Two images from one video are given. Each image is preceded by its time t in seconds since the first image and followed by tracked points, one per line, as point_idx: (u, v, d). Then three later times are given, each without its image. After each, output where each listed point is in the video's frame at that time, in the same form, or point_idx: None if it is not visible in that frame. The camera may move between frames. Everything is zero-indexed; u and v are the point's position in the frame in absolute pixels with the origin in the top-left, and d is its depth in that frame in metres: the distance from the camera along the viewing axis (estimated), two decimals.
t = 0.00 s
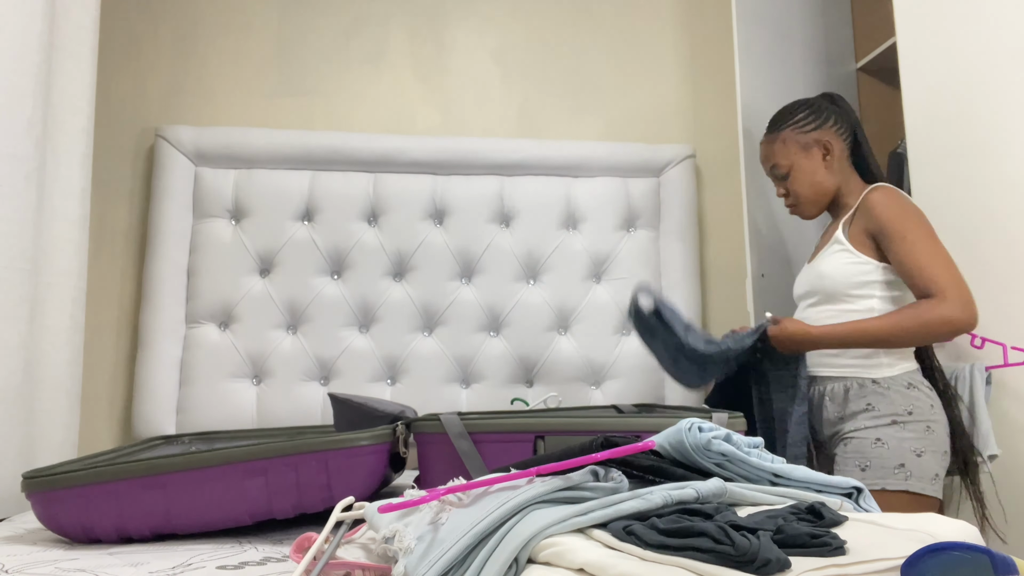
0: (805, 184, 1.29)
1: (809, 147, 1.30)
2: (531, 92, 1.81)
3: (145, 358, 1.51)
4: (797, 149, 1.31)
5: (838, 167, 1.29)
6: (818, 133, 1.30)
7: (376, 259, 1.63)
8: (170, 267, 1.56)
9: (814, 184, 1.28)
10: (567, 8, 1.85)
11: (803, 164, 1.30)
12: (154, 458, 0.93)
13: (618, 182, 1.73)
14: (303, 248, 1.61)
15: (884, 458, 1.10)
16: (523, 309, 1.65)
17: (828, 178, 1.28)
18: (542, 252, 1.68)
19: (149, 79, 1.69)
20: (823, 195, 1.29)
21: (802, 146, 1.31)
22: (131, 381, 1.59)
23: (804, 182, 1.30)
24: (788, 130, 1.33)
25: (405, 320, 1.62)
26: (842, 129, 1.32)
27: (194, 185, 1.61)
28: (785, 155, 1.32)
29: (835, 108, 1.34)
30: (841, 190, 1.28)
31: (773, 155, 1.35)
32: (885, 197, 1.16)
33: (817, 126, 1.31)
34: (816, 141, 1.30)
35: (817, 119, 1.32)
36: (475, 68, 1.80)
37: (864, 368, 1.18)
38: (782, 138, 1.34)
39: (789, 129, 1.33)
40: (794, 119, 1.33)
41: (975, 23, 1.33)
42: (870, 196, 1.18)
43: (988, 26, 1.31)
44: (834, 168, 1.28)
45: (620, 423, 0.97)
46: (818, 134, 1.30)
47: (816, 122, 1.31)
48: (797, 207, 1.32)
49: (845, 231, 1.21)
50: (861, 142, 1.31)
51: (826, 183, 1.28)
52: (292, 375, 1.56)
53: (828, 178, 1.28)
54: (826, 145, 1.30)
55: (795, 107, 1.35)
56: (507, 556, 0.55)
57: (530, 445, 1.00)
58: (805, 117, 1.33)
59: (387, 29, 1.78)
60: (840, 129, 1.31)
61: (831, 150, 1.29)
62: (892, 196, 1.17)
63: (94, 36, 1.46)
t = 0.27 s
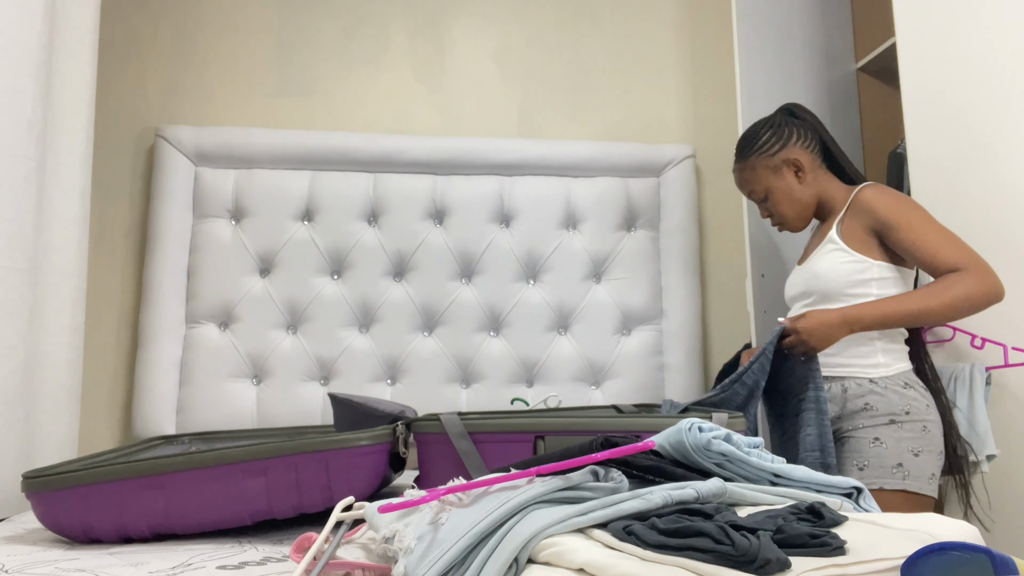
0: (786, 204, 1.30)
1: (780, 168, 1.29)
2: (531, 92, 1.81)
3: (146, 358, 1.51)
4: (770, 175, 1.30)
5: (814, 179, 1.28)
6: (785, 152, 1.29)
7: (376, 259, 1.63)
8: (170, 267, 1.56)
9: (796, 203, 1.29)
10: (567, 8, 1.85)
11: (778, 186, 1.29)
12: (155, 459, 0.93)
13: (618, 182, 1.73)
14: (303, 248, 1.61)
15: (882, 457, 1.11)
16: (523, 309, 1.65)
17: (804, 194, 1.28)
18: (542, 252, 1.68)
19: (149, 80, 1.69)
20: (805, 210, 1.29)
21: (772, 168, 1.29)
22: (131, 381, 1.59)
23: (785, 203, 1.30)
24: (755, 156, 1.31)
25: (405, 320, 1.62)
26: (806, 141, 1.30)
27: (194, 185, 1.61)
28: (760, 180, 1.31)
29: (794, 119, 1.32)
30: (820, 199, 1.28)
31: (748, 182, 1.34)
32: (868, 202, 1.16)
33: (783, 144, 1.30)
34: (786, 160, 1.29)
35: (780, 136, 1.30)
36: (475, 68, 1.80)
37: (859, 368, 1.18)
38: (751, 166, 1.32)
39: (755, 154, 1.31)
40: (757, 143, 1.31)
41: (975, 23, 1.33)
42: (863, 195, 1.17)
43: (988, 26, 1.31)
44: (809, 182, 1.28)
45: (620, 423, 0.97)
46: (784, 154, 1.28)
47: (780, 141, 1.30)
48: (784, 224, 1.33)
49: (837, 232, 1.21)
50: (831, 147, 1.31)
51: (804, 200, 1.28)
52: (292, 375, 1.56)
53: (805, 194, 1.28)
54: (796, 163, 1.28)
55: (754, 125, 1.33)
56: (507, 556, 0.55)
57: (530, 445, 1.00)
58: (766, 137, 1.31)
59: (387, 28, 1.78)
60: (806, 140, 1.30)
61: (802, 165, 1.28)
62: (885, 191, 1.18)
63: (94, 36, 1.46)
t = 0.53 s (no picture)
0: (823, 183, 1.31)
1: (834, 148, 1.32)
2: (531, 92, 1.81)
3: (146, 358, 1.51)
4: (818, 151, 1.32)
5: (856, 171, 1.31)
6: (843, 136, 1.32)
7: (376, 259, 1.63)
8: (169, 267, 1.56)
9: (832, 185, 1.30)
10: (568, 7, 1.85)
11: (823, 165, 1.31)
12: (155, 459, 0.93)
13: (618, 182, 1.73)
14: (303, 248, 1.61)
15: (875, 456, 1.11)
16: (523, 309, 1.65)
17: (845, 182, 1.30)
18: (542, 252, 1.68)
19: (149, 79, 1.69)
20: (838, 199, 1.31)
21: (827, 146, 1.32)
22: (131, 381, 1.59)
23: (821, 183, 1.31)
24: (814, 129, 1.34)
25: (405, 320, 1.62)
26: (864, 137, 1.35)
27: (194, 185, 1.61)
28: (808, 154, 1.33)
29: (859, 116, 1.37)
30: (854, 196, 1.31)
31: (795, 152, 1.34)
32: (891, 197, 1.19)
33: (844, 129, 1.33)
34: (840, 143, 1.32)
35: (843, 121, 1.34)
36: (475, 68, 1.80)
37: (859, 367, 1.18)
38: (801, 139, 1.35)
39: (818, 126, 1.34)
40: (822, 117, 1.35)
41: (975, 23, 1.33)
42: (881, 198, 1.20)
43: (987, 26, 1.31)
44: (851, 174, 1.31)
45: (620, 423, 0.97)
46: (842, 137, 1.32)
47: (842, 125, 1.33)
48: (811, 205, 1.33)
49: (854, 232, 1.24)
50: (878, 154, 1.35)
51: (841, 188, 1.30)
52: (292, 375, 1.56)
53: (843, 182, 1.30)
54: (848, 150, 1.32)
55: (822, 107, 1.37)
56: (507, 556, 0.55)
57: (530, 444, 1.00)
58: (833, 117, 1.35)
59: (387, 28, 1.78)
60: (863, 136, 1.34)
61: (853, 154, 1.32)
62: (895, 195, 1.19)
63: (93, 36, 1.46)
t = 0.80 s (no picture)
0: (816, 184, 1.31)
1: (828, 150, 1.32)
2: (531, 92, 1.81)
3: (145, 358, 1.51)
4: (811, 152, 1.32)
5: (847, 174, 1.32)
6: (837, 138, 1.33)
7: (376, 259, 1.63)
8: (169, 267, 1.56)
9: (823, 187, 1.30)
10: (568, 7, 1.85)
11: (816, 165, 1.32)
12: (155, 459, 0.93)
13: (618, 183, 1.73)
14: (303, 248, 1.61)
15: (885, 454, 1.11)
16: (523, 309, 1.65)
17: (837, 183, 1.31)
18: (542, 252, 1.68)
19: (149, 80, 1.69)
20: (830, 199, 1.31)
21: (821, 147, 1.32)
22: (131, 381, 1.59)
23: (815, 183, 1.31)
24: (807, 131, 1.34)
25: (405, 320, 1.62)
26: (854, 141, 1.36)
27: (194, 185, 1.61)
28: (803, 155, 1.33)
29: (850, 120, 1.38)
30: (845, 198, 1.32)
31: (787, 152, 1.35)
32: (892, 196, 1.22)
33: (836, 131, 1.34)
34: (833, 145, 1.33)
35: (838, 124, 1.35)
36: (474, 68, 1.80)
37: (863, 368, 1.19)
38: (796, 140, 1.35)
39: (811, 128, 1.34)
40: (816, 120, 1.35)
41: (975, 23, 1.33)
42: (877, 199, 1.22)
43: (987, 27, 1.31)
44: (843, 176, 1.32)
45: (620, 423, 0.97)
46: (837, 139, 1.33)
47: (836, 128, 1.34)
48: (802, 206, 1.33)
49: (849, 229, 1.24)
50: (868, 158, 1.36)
51: (834, 188, 1.31)
52: (292, 375, 1.56)
53: (835, 183, 1.31)
54: (841, 153, 1.33)
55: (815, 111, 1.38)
56: (507, 556, 0.55)
57: (530, 445, 1.00)
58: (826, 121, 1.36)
59: (387, 28, 1.78)
60: (853, 140, 1.35)
61: (846, 157, 1.33)
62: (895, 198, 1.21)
63: (93, 36, 1.46)
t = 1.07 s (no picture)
0: (777, 168, 1.19)
1: (786, 130, 1.19)
2: (531, 91, 1.81)
3: (146, 358, 1.51)
4: (768, 131, 1.20)
5: (810, 157, 1.20)
6: (797, 117, 1.20)
7: (376, 259, 1.63)
8: (169, 267, 1.56)
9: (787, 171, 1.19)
10: (568, 7, 1.85)
11: (772, 146, 1.19)
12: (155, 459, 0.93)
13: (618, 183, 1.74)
14: (303, 248, 1.61)
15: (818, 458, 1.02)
16: (523, 309, 1.65)
17: (799, 166, 1.19)
18: (542, 252, 1.68)
19: (149, 80, 1.69)
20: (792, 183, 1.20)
21: (781, 126, 1.19)
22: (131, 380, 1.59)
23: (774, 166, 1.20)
24: (767, 108, 1.21)
25: (405, 320, 1.62)
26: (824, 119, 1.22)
27: (194, 185, 1.61)
28: (761, 133, 1.20)
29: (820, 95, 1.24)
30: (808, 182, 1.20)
31: (745, 132, 1.22)
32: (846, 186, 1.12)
33: (797, 109, 1.20)
34: (794, 124, 1.20)
35: (797, 101, 1.21)
36: (475, 68, 1.80)
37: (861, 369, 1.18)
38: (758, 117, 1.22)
39: (773, 105, 1.21)
40: (776, 95, 1.21)
41: (975, 24, 1.33)
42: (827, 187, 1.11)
43: (987, 26, 1.31)
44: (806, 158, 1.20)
45: (620, 423, 0.98)
46: (797, 118, 1.20)
47: (795, 105, 1.20)
48: (762, 189, 1.22)
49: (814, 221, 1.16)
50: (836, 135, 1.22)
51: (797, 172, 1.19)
52: (292, 375, 1.56)
53: (799, 166, 1.19)
54: (805, 132, 1.20)
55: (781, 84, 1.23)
56: (507, 556, 0.55)
57: (530, 445, 1.00)
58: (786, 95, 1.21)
59: (387, 28, 1.78)
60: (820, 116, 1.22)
61: (808, 137, 1.20)
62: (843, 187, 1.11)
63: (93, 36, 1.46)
